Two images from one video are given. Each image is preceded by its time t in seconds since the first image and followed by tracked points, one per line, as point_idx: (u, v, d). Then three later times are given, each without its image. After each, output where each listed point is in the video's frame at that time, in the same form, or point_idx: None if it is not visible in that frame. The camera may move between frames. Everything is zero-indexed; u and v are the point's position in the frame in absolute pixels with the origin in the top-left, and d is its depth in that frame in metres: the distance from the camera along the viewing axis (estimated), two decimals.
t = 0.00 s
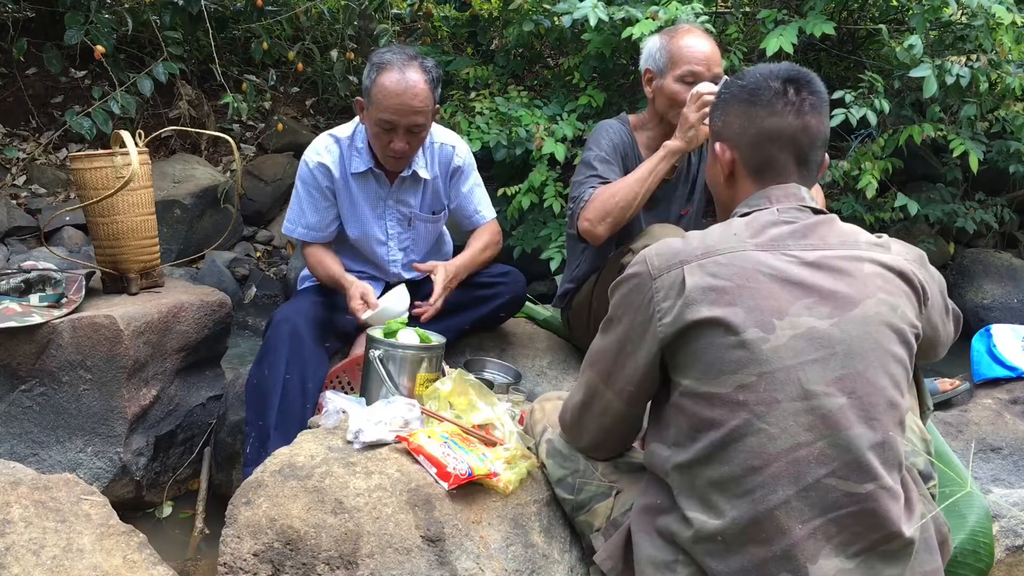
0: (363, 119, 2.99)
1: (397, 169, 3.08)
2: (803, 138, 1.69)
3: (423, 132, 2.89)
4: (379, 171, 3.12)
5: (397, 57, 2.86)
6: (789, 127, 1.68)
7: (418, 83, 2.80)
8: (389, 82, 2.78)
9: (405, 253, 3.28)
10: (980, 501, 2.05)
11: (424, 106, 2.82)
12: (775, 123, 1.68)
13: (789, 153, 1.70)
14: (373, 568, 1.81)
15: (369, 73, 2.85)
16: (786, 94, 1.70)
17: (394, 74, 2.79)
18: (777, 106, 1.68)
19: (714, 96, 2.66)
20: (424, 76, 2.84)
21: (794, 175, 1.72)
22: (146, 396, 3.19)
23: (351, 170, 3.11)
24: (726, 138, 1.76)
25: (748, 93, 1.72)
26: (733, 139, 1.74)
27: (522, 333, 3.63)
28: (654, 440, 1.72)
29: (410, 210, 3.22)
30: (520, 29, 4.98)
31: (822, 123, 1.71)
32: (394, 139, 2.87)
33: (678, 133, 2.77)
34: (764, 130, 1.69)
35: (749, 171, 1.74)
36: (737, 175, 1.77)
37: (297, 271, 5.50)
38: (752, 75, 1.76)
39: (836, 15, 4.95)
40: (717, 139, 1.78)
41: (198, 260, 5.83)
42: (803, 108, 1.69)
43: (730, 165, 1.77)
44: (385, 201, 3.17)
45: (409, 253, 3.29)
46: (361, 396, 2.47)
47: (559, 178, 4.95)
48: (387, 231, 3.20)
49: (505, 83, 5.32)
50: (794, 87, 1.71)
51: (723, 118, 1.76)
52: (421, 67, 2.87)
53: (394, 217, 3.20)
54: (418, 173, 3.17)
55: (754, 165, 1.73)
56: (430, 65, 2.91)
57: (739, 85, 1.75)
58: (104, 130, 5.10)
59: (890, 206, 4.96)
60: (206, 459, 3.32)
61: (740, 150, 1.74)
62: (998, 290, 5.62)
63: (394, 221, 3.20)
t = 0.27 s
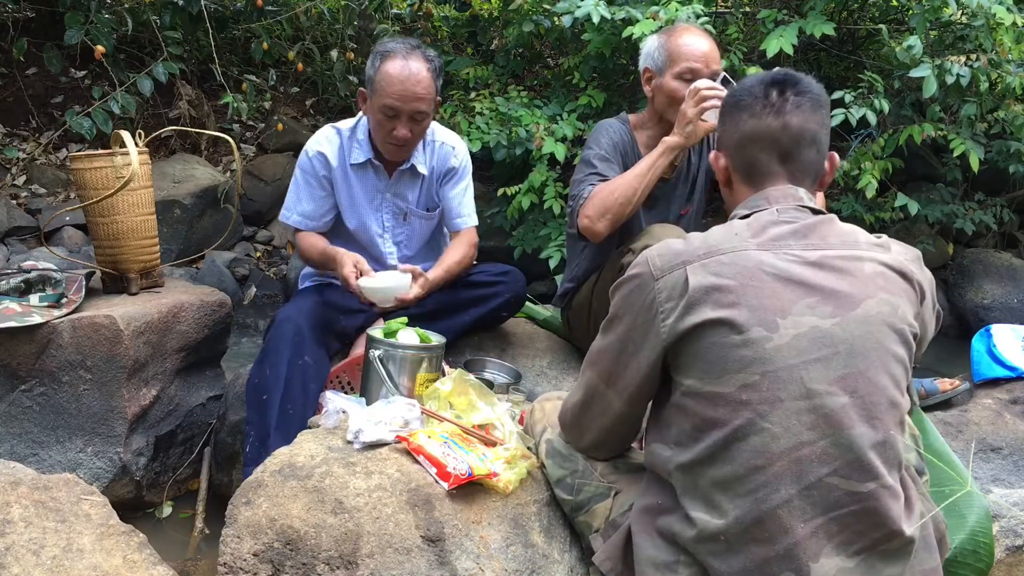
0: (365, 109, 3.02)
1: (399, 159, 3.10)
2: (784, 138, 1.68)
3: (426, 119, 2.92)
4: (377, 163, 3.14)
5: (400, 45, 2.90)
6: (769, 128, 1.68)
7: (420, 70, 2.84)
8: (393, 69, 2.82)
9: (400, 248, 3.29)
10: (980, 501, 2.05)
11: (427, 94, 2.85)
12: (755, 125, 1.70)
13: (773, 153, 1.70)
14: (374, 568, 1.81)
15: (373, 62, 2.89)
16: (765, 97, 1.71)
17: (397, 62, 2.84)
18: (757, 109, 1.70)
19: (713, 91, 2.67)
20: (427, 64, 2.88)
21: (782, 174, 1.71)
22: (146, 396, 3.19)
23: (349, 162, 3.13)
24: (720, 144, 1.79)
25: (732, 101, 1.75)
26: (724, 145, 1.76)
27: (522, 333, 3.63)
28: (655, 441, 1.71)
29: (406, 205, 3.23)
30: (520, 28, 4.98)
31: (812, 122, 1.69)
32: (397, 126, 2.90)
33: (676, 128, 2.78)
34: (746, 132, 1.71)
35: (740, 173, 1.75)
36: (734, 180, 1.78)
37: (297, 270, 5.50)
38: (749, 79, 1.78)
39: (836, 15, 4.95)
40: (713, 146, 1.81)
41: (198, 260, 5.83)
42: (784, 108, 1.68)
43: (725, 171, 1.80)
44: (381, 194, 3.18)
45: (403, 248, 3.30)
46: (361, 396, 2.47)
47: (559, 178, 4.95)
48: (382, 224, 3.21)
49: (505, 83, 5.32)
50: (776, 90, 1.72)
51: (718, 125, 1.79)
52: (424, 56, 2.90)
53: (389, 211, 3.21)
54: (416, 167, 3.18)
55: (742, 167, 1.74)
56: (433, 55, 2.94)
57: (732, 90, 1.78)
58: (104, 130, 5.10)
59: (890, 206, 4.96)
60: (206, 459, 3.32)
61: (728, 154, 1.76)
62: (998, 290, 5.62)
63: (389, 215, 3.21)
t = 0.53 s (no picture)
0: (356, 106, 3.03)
1: (390, 155, 3.10)
2: (797, 136, 1.69)
3: (413, 116, 2.92)
4: (370, 162, 3.14)
5: (390, 42, 2.91)
6: (783, 125, 1.68)
7: (408, 68, 2.84)
8: (381, 66, 2.82)
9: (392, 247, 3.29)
10: (980, 501, 2.05)
11: (414, 90, 2.86)
12: (771, 122, 1.69)
13: (784, 151, 1.70)
14: (374, 568, 1.81)
15: (363, 59, 2.90)
16: (779, 96, 1.71)
17: (386, 58, 2.84)
18: (772, 106, 1.70)
19: (712, 86, 2.66)
20: (416, 62, 2.89)
21: (789, 174, 1.71)
22: (146, 396, 3.19)
23: (344, 160, 3.13)
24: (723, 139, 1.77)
25: (744, 96, 1.74)
26: (730, 139, 1.74)
27: (522, 334, 3.63)
28: (656, 441, 1.71)
29: (398, 205, 3.22)
30: (520, 29, 4.98)
31: (818, 125, 1.71)
32: (384, 123, 2.90)
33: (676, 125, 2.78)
34: (759, 129, 1.69)
35: (745, 169, 1.73)
36: (734, 177, 1.77)
37: (297, 270, 5.50)
38: (752, 78, 1.78)
39: (836, 15, 4.95)
40: (712, 143, 1.80)
41: (198, 260, 5.83)
42: (798, 108, 1.70)
43: (727, 167, 1.78)
44: (374, 193, 3.19)
45: (394, 248, 3.30)
46: (361, 396, 2.47)
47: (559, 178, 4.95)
48: (371, 222, 3.22)
49: (505, 83, 5.32)
50: (789, 89, 1.72)
51: (720, 121, 1.77)
52: (413, 54, 2.91)
53: (381, 210, 3.21)
54: (409, 167, 3.17)
55: (749, 164, 1.73)
56: (422, 52, 2.95)
57: (737, 87, 1.77)
58: (104, 130, 5.10)
59: (890, 206, 4.96)
60: (206, 459, 3.33)
61: (734, 150, 1.74)
62: (998, 290, 5.63)
63: (381, 215, 3.21)
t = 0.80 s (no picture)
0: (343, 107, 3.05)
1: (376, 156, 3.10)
2: (798, 138, 1.69)
3: (393, 117, 2.93)
4: (361, 163, 3.15)
5: (373, 44, 2.94)
6: (785, 127, 1.67)
7: (388, 69, 2.86)
8: (360, 67, 2.84)
9: (389, 247, 3.29)
10: (980, 501, 2.05)
11: (393, 92, 2.87)
12: (773, 122, 1.67)
13: (783, 153, 1.69)
14: (374, 568, 1.81)
15: (346, 60, 2.93)
16: (781, 95, 1.68)
17: (367, 59, 2.86)
18: (774, 106, 1.67)
19: (707, 81, 2.65)
20: (398, 63, 2.90)
21: (787, 175, 1.71)
22: (146, 396, 3.19)
23: (335, 162, 3.15)
24: (719, 135, 1.73)
25: (744, 91, 1.70)
26: (727, 137, 1.72)
27: (522, 333, 3.63)
28: (655, 445, 1.71)
29: (391, 205, 3.22)
30: (520, 28, 4.98)
31: (815, 124, 1.71)
32: (363, 124, 2.91)
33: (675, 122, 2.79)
34: (761, 129, 1.67)
35: (743, 169, 1.72)
36: (730, 174, 1.75)
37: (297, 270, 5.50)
38: (746, 74, 1.75)
39: (836, 15, 4.96)
40: (706, 138, 1.76)
41: (198, 260, 5.83)
42: (799, 108, 1.68)
43: (723, 164, 1.75)
44: (366, 194, 3.19)
45: (390, 248, 3.30)
46: (361, 396, 2.47)
47: (559, 178, 4.95)
48: (365, 224, 3.23)
49: (505, 83, 5.32)
50: (789, 88, 1.70)
51: (715, 117, 1.74)
52: (396, 55, 2.93)
53: (374, 211, 3.22)
54: (399, 167, 3.16)
55: (748, 163, 1.71)
56: (406, 54, 2.97)
57: (733, 83, 1.74)
58: (103, 130, 5.10)
59: (890, 206, 4.96)
60: (206, 459, 3.33)
61: (732, 149, 1.72)
62: (998, 290, 5.63)
63: (374, 215, 3.22)
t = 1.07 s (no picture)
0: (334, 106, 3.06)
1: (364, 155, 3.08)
2: (785, 141, 1.68)
3: (376, 119, 2.93)
4: (357, 166, 3.16)
5: (365, 44, 2.96)
6: (775, 130, 1.66)
7: (376, 70, 2.88)
8: (349, 66, 2.87)
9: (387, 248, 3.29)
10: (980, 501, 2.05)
11: (378, 93, 2.87)
12: (763, 126, 1.66)
13: (771, 156, 1.68)
14: (374, 568, 1.81)
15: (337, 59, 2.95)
16: (770, 96, 1.67)
17: (357, 59, 2.89)
18: (762, 109, 1.66)
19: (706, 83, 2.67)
20: (387, 64, 2.92)
21: (774, 177, 1.71)
22: (146, 396, 3.19)
23: (329, 164, 3.15)
24: (705, 135, 1.71)
25: (732, 92, 1.68)
26: (713, 137, 1.70)
27: (522, 334, 3.63)
28: (656, 451, 1.71)
29: (387, 206, 3.22)
30: (520, 29, 4.98)
31: (800, 127, 1.71)
32: (347, 123, 2.92)
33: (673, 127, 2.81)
34: (751, 131, 1.66)
35: (730, 171, 1.70)
36: (715, 175, 1.73)
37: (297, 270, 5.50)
38: (733, 72, 1.73)
39: (836, 15, 4.96)
40: (692, 139, 1.74)
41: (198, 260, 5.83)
42: (788, 111, 1.68)
43: (709, 164, 1.72)
44: (362, 196, 3.19)
45: (388, 249, 3.29)
46: (361, 397, 2.47)
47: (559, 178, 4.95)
48: (361, 225, 3.22)
49: (505, 83, 5.32)
50: (776, 90, 1.69)
51: (703, 117, 1.71)
52: (387, 56, 2.94)
53: (370, 212, 3.22)
54: (395, 168, 3.16)
55: (736, 166, 1.69)
56: (398, 55, 2.98)
57: (721, 82, 1.71)
58: (103, 130, 5.10)
59: (890, 206, 4.96)
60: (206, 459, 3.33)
61: (720, 150, 1.70)
62: (998, 290, 5.63)
63: (370, 217, 3.22)
